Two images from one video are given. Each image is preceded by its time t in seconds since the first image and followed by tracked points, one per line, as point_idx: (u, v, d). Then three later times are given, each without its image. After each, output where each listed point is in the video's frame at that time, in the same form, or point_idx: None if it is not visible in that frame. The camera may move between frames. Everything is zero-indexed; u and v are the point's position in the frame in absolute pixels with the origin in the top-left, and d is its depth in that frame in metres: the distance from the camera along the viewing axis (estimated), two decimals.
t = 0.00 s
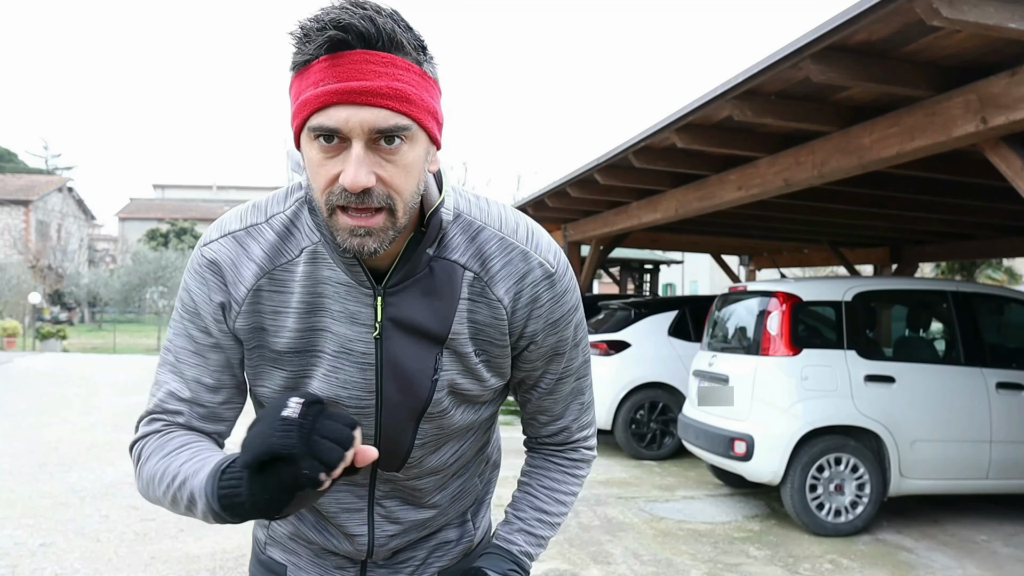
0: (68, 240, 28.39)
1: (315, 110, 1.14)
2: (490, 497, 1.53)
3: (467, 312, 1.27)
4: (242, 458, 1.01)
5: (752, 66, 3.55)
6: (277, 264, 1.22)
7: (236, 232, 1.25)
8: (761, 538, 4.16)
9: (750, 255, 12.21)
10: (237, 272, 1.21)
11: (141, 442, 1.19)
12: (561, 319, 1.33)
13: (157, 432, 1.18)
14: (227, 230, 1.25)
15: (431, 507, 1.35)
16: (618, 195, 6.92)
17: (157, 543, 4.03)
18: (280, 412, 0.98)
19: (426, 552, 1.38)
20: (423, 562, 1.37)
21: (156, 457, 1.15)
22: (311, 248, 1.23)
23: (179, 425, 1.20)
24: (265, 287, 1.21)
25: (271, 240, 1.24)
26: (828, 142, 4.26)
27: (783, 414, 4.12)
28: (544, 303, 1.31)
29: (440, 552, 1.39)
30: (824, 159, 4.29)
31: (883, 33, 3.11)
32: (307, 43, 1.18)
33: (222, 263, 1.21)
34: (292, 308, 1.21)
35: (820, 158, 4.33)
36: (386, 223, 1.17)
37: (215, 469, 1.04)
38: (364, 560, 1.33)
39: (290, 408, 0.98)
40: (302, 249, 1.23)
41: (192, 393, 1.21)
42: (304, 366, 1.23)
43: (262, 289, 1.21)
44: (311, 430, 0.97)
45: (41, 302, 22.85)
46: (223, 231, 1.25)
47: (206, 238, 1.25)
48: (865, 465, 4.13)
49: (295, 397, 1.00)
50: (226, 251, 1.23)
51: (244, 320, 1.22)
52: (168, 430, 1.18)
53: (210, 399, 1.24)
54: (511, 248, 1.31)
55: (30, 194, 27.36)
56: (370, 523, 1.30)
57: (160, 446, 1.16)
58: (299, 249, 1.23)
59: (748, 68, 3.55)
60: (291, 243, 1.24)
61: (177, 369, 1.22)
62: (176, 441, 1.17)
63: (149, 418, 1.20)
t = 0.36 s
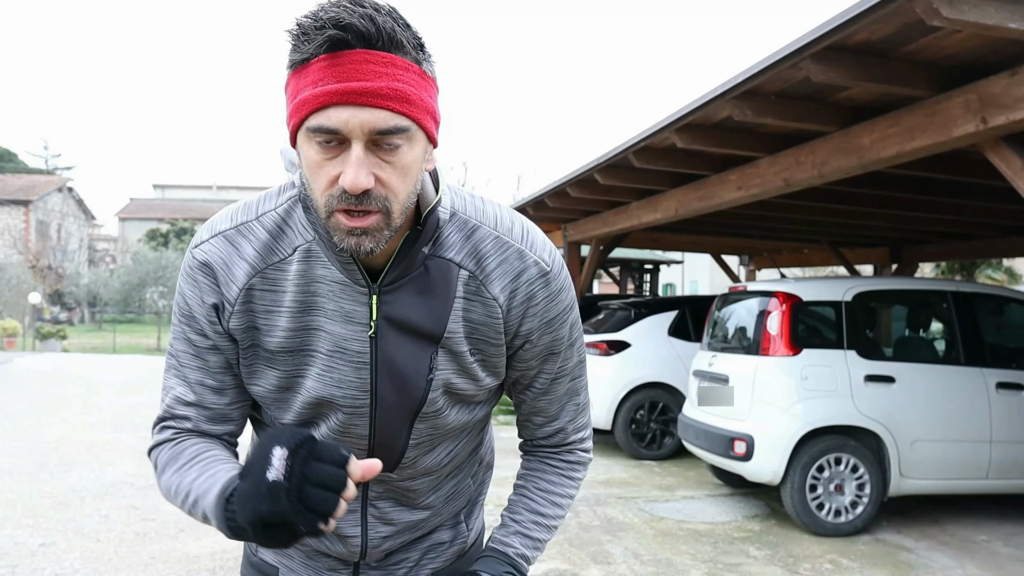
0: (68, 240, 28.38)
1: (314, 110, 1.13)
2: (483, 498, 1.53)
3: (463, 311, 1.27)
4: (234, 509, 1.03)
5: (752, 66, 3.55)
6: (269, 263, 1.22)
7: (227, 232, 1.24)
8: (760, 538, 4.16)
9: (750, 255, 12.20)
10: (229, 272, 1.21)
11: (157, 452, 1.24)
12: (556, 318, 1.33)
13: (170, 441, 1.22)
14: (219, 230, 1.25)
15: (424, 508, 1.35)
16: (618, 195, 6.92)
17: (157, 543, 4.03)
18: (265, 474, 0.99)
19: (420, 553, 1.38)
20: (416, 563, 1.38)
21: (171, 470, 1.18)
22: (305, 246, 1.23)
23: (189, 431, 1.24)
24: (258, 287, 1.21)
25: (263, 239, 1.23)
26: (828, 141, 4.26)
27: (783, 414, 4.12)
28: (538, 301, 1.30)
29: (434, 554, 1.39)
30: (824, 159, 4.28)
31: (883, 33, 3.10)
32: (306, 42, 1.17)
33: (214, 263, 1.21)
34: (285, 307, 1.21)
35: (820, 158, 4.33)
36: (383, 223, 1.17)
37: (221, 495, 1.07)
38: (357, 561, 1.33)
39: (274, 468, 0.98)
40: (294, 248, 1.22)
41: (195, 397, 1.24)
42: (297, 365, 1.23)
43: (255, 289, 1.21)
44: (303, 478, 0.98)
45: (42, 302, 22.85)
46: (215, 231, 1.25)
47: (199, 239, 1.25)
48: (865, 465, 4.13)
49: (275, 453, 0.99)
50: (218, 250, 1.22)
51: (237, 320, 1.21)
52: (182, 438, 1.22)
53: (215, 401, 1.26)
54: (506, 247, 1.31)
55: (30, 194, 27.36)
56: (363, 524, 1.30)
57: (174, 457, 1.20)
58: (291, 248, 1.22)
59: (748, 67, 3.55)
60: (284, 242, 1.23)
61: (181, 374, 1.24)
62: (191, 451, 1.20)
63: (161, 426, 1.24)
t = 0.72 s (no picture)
0: (68, 240, 28.38)
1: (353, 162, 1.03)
2: (478, 498, 1.53)
3: (454, 305, 1.26)
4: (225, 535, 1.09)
5: (752, 66, 3.55)
6: (258, 258, 1.22)
7: (216, 227, 1.25)
8: (760, 538, 4.16)
9: (750, 255, 12.21)
10: (218, 268, 1.22)
11: (154, 445, 1.27)
12: (547, 309, 1.32)
13: (165, 434, 1.27)
14: (208, 225, 1.26)
15: (416, 506, 1.35)
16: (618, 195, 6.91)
17: (157, 543, 4.03)
18: (256, 522, 1.03)
19: (414, 553, 1.38)
20: (410, 563, 1.38)
21: (168, 463, 1.23)
22: (295, 243, 1.23)
23: (181, 424, 1.28)
24: (247, 283, 1.22)
25: (253, 235, 1.24)
26: (828, 141, 4.26)
27: (783, 414, 4.13)
28: (527, 292, 1.30)
29: (428, 554, 1.39)
30: (824, 159, 4.29)
31: (883, 33, 3.10)
32: (337, 87, 1.03)
33: (203, 259, 1.22)
34: (275, 303, 1.22)
35: (820, 158, 4.33)
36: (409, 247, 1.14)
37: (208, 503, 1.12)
38: (351, 560, 1.34)
39: (265, 517, 1.03)
40: (284, 244, 1.22)
41: (185, 390, 1.27)
42: (287, 361, 1.23)
43: (244, 285, 1.22)
44: (294, 519, 1.04)
45: (41, 303, 22.84)
46: (205, 227, 1.27)
47: (191, 236, 1.26)
48: (865, 464, 4.13)
49: (265, 501, 1.04)
50: (208, 247, 1.23)
51: (225, 315, 1.22)
52: (175, 432, 1.26)
53: (208, 396, 1.28)
54: (494, 238, 1.31)
55: (30, 194, 27.35)
56: (356, 521, 1.30)
57: (170, 450, 1.25)
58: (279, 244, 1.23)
59: (748, 67, 3.55)
60: (272, 239, 1.23)
61: (173, 368, 1.27)
62: (185, 447, 1.24)
63: (157, 417, 1.28)
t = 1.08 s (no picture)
0: (68, 240, 28.39)
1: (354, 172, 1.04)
2: (474, 499, 1.53)
3: (451, 307, 1.26)
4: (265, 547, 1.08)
5: (752, 66, 3.55)
6: (255, 262, 1.22)
7: (213, 229, 1.25)
8: (760, 538, 4.16)
9: (749, 255, 12.21)
10: (216, 272, 1.22)
11: (157, 450, 1.27)
12: (544, 308, 1.31)
13: (170, 440, 1.26)
14: (204, 228, 1.26)
15: (414, 507, 1.35)
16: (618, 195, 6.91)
17: (156, 543, 4.03)
18: (308, 540, 1.03)
19: (411, 554, 1.38)
20: (408, 564, 1.38)
21: (178, 469, 1.23)
22: (291, 245, 1.23)
23: (186, 428, 1.27)
24: (246, 286, 1.22)
25: (249, 238, 1.24)
26: (828, 141, 4.26)
27: (783, 414, 4.13)
28: (523, 291, 1.30)
29: (425, 554, 1.39)
30: (824, 159, 4.29)
31: (883, 33, 3.10)
32: (341, 95, 1.03)
33: (200, 263, 1.23)
34: (273, 306, 1.22)
35: (820, 158, 4.33)
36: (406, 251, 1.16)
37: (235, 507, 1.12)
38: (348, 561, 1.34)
39: (318, 536, 1.03)
40: (281, 247, 1.23)
41: (186, 394, 1.27)
42: (284, 364, 1.23)
43: (244, 288, 1.22)
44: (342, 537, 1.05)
45: (41, 303, 22.84)
46: (202, 230, 1.27)
47: (187, 238, 1.26)
48: (865, 465, 4.13)
49: (319, 519, 1.04)
50: (205, 250, 1.24)
51: (223, 319, 1.22)
52: (182, 437, 1.26)
53: (207, 398, 1.28)
54: (490, 240, 1.31)
55: (30, 194, 27.35)
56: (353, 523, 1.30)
57: (178, 456, 1.24)
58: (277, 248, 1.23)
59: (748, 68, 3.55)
60: (270, 243, 1.23)
61: (171, 371, 1.27)
62: (195, 452, 1.24)
63: (158, 421, 1.28)
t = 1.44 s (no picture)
0: (68, 240, 28.38)
1: (297, 77, 1.17)
2: (474, 500, 1.53)
3: (441, 298, 1.26)
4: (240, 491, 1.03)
5: (752, 66, 3.55)
6: (248, 253, 1.23)
7: (209, 223, 1.27)
8: (760, 538, 4.16)
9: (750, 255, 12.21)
10: (210, 263, 1.23)
11: (132, 445, 1.24)
12: (536, 300, 1.31)
13: (149, 433, 1.22)
14: (200, 222, 1.27)
15: (412, 506, 1.35)
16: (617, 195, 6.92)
17: (156, 543, 4.03)
18: (279, 438, 1.01)
19: (408, 553, 1.38)
20: (406, 563, 1.38)
21: (153, 456, 1.19)
22: (284, 235, 1.24)
23: (167, 423, 1.24)
24: (238, 276, 1.22)
25: (243, 230, 1.25)
26: (828, 141, 4.26)
27: (783, 414, 4.13)
28: (516, 286, 1.29)
29: (423, 554, 1.40)
30: (824, 159, 4.29)
31: (883, 33, 3.10)
32: (290, 16, 1.21)
33: (194, 254, 1.23)
34: (263, 296, 1.22)
35: (820, 158, 4.33)
36: (362, 187, 1.18)
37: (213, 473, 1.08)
38: (346, 560, 1.34)
39: (289, 433, 1.01)
40: (275, 237, 1.24)
41: (172, 390, 1.25)
42: (276, 354, 1.23)
43: (236, 278, 1.22)
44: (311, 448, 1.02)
45: (41, 303, 22.84)
46: (198, 224, 1.28)
47: (181, 233, 1.27)
48: (865, 465, 4.13)
49: (292, 420, 1.02)
50: (200, 242, 1.24)
51: (216, 310, 1.22)
52: (161, 430, 1.23)
53: (192, 394, 1.27)
54: (481, 232, 1.32)
55: (30, 194, 27.33)
56: (350, 520, 1.31)
57: (153, 447, 1.21)
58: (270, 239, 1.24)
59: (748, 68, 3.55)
60: (263, 235, 1.24)
61: (158, 366, 1.25)
62: (171, 440, 1.21)
63: (138, 416, 1.24)
